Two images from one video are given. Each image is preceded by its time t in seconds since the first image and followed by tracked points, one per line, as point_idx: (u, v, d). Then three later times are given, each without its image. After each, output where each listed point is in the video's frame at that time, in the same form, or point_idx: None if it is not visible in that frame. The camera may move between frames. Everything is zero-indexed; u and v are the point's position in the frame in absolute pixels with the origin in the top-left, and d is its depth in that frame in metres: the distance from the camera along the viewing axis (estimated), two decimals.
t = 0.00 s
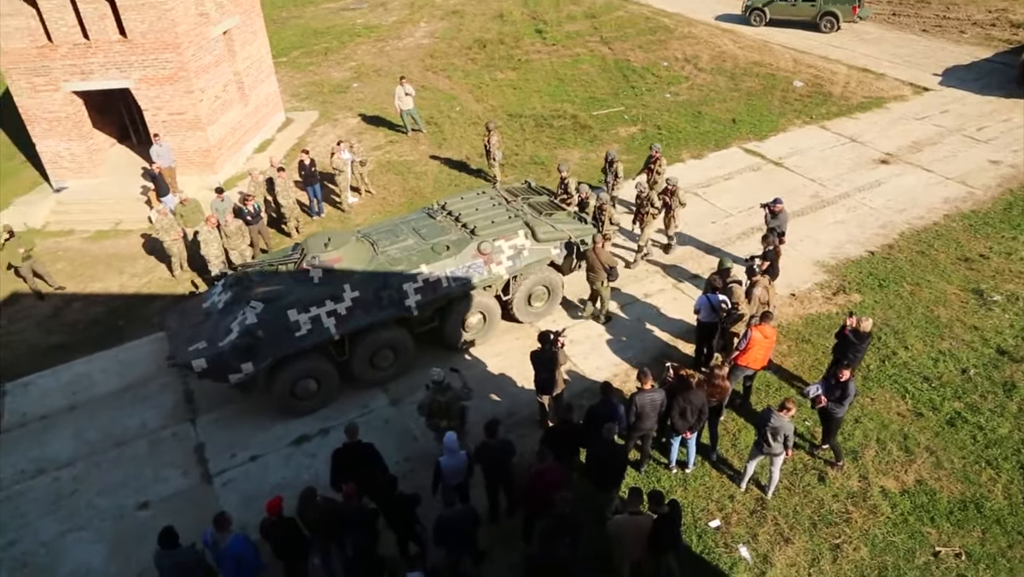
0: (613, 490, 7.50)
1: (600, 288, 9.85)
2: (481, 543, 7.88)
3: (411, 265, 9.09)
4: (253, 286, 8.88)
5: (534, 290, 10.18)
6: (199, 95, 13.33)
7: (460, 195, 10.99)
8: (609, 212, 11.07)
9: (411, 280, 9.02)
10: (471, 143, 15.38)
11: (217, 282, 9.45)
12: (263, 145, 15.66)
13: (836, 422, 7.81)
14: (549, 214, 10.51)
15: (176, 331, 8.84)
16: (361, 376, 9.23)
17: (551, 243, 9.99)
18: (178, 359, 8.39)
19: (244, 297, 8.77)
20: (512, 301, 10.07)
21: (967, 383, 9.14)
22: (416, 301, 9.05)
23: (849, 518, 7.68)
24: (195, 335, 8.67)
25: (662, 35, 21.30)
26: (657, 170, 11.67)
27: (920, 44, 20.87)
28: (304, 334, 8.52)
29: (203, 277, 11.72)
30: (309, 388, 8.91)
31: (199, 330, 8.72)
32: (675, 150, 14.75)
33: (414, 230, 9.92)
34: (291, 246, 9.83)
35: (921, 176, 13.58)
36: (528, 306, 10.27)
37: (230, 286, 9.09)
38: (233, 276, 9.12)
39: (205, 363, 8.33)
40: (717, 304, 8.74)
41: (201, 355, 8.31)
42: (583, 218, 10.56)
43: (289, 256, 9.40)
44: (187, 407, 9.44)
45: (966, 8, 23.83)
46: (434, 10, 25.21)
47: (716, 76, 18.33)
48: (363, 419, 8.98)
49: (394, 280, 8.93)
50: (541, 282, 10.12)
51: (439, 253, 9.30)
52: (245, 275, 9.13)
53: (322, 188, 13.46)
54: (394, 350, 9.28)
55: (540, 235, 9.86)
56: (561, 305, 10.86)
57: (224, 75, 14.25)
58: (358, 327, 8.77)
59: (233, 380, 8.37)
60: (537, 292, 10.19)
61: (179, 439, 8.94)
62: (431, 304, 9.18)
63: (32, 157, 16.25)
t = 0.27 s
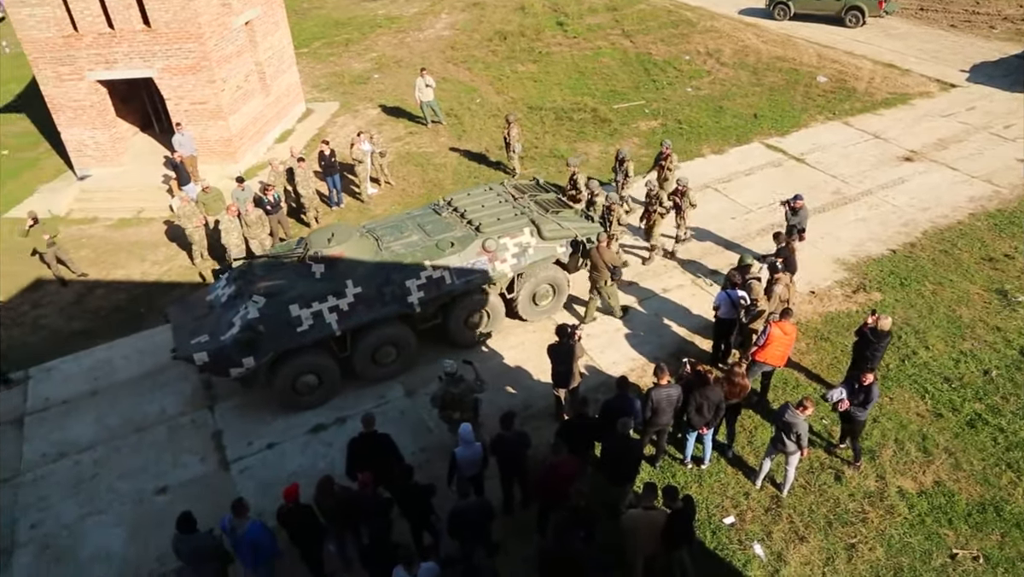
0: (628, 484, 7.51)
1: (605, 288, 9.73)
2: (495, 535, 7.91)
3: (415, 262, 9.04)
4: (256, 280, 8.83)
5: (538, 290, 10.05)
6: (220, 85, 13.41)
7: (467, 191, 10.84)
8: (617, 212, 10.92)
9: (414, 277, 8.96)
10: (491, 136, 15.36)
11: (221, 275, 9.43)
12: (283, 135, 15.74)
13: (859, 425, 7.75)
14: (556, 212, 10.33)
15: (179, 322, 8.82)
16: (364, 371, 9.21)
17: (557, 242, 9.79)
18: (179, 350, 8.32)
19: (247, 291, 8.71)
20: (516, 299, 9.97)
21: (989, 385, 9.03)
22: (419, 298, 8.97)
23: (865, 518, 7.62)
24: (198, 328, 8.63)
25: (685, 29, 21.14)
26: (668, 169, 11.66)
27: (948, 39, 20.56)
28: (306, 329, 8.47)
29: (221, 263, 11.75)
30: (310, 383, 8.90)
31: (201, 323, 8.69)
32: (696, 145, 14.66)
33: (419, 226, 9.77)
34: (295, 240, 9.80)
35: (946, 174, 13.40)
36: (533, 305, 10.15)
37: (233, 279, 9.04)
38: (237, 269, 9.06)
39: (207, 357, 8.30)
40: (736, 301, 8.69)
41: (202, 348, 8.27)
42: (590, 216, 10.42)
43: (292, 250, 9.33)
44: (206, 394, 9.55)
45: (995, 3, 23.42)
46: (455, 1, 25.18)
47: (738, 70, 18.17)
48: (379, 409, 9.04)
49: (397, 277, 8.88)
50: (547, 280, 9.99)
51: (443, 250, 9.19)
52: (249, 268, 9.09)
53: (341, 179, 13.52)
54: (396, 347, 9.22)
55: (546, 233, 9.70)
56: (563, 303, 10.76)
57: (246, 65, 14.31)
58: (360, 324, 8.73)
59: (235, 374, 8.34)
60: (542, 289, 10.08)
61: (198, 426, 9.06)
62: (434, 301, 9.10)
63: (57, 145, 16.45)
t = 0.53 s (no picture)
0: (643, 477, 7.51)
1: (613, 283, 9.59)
2: (509, 525, 7.94)
3: (419, 256, 9.00)
4: (260, 272, 8.82)
5: (543, 286, 9.98)
6: (243, 73, 13.46)
7: (473, 185, 10.79)
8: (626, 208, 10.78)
9: (418, 271, 8.92)
10: (512, 126, 15.33)
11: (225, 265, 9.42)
12: (305, 123, 15.80)
13: (885, 428, 7.71)
14: (563, 207, 10.27)
15: (181, 311, 8.83)
16: (366, 365, 9.20)
17: (563, 238, 9.79)
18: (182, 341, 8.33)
19: (251, 283, 8.69)
20: (521, 295, 9.90)
21: (1013, 385, 8.91)
22: (423, 293, 8.93)
23: (882, 516, 7.57)
24: (201, 320, 8.61)
25: (709, 20, 20.94)
26: (681, 162, 11.67)
27: (978, 33, 20.20)
28: (308, 322, 8.47)
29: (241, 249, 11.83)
30: (312, 375, 8.90)
31: (203, 315, 8.68)
32: (718, 138, 14.54)
33: (424, 220, 9.73)
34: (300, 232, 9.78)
35: (973, 170, 13.20)
36: (537, 300, 10.07)
37: (237, 271, 9.04)
38: (241, 261, 9.03)
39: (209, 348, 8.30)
40: (757, 295, 8.58)
41: (205, 340, 8.28)
42: (597, 212, 10.30)
43: (297, 243, 9.31)
44: (226, 379, 9.67)
45: None
46: None
47: (762, 63, 17.99)
48: (396, 397, 9.10)
49: (401, 271, 8.84)
50: (552, 276, 9.93)
51: (449, 245, 9.16)
52: (253, 260, 9.08)
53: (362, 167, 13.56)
54: (399, 341, 9.21)
55: (552, 228, 9.66)
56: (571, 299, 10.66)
57: (269, 53, 14.35)
58: (362, 318, 8.70)
59: (236, 366, 8.36)
60: (548, 286, 10.02)
61: (218, 411, 9.17)
62: (438, 296, 9.06)
63: (82, 131, 16.64)
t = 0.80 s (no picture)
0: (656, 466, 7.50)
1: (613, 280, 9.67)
2: (522, 512, 7.97)
3: (420, 248, 8.91)
4: (260, 264, 8.79)
5: (545, 280, 9.86)
6: (260, 59, 13.48)
7: (476, 176, 10.67)
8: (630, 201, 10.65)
9: (418, 264, 8.83)
10: (528, 114, 15.28)
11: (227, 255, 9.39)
12: (321, 111, 15.81)
13: (905, 425, 7.66)
14: (566, 199, 10.12)
15: (183, 301, 8.84)
16: (365, 357, 9.16)
17: (566, 231, 9.62)
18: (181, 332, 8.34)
19: (250, 274, 8.66)
20: (523, 289, 9.78)
21: None
22: (423, 286, 8.84)
23: (896, 509, 7.54)
24: (201, 311, 8.60)
25: (728, 9, 20.74)
26: (688, 157, 11.64)
27: (1003, 22, 19.89)
28: (307, 314, 8.42)
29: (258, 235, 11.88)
30: (311, 367, 8.88)
31: (203, 306, 8.67)
32: (735, 127, 14.44)
33: (425, 212, 9.62)
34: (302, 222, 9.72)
35: (995, 162, 13.03)
36: (539, 294, 9.95)
37: (238, 261, 9.01)
38: (243, 252, 8.99)
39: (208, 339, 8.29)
40: (770, 287, 8.64)
41: (204, 331, 8.26)
42: (601, 205, 10.15)
43: (298, 233, 9.25)
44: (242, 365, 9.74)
45: None
46: None
47: (781, 52, 17.82)
48: (411, 383, 9.15)
49: (401, 264, 8.76)
50: (554, 270, 9.81)
51: (449, 237, 9.07)
52: (254, 250, 9.04)
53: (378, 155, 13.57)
54: (399, 334, 9.17)
55: (554, 221, 9.52)
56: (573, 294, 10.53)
57: (285, 40, 14.36)
58: (362, 310, 8.64)
59: (235, 357, 8.36)
60: (550, 280, 9.89)
61: (233, 396, 9.26)
62: (438, 289, 8.97)
63: (100, 117, 16.75)
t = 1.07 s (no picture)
0: (668, 457, 7.50)
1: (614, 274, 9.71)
2: (533, 501, 7.99)
3: (421, 241, 8.86)
4: (260, 254, 8.72)
5: (547, 273, 9.77)
6: (276, 47, 13.52)
7: (478, 169, 10.63)
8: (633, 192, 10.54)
9: (419, 256, 8.80)
10: (543, 103, 15.23)
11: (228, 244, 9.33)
12: (336, 99, 15.83)
13: (921, 421, 7.60)
14: (569, 192, 10.08)
15: (184, 292, 8.82)
16: (365, 349, 9.13)
17: (569, 224, 9.58)
18: (181, 323, 8.33)
19: (251, 264, 8.62)
20: (525, 282, 9.70)
21: None
22: (423, 278, 8.83)
23: (909, 504, 7.50)
24: (201, 301, 8.60)
25: None
26: (695, 146, 11.26)
27: None
28: (306, 306, 8.41)
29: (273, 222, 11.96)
30: (310, 359, 8.88)
31: (204, 296, 8.65)
32: (752, 118, 14.32)
33: (428, 202, 9.51)
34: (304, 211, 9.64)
35: (1016, 154, 12.86)
36: (542, 288, 9.86)
37: (239, 251, 8.95)
38: (244, 242, 8.91)
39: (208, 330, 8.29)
40: (783, 280, 8.64)
41: (204, 322, 8.25)
42: (604, 198, 10.09)
43: (300, 224, 9.14)
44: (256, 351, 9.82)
45: None
46: None
47: (800, 41, 17.63)
48: (424, 371, 9.19)
49: (402, 256, 8.72)
50: (558, 263, 9.73)
51: (451, 230, 9.03)
52: (255, 240, 8.96)
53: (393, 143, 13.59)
54: (399, 327, 9.14)
55: (557, 215, 9.50)
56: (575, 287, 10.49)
57: (301, 27, 14.37)
58: (361, 302, 8.62)
59: (234, 348, 8.38)
60: (552, 274, 9.81)
61: (248, 382, 9.34)
62: (438, 282, 8.95)
63: (118, 104, 16.85)
